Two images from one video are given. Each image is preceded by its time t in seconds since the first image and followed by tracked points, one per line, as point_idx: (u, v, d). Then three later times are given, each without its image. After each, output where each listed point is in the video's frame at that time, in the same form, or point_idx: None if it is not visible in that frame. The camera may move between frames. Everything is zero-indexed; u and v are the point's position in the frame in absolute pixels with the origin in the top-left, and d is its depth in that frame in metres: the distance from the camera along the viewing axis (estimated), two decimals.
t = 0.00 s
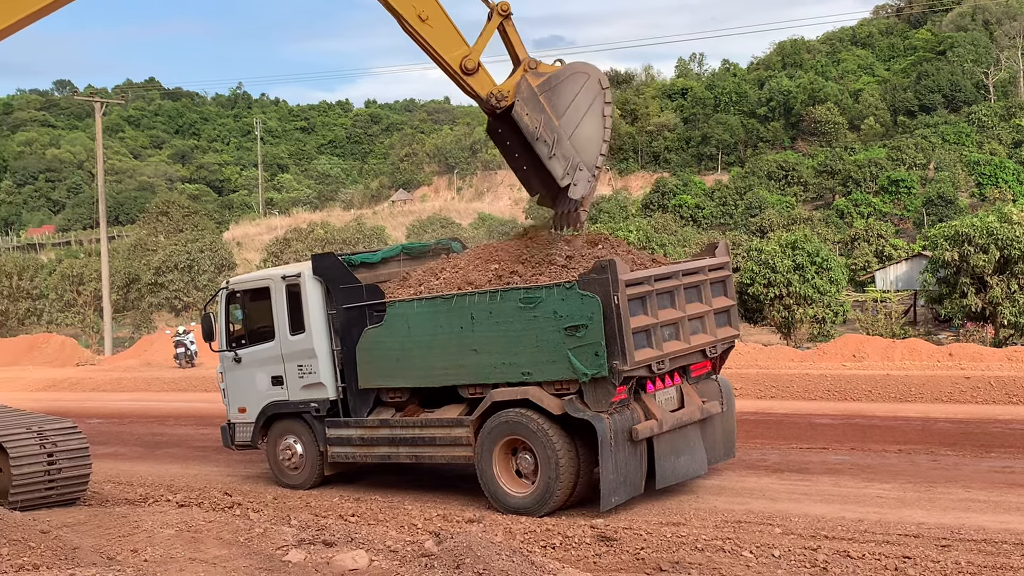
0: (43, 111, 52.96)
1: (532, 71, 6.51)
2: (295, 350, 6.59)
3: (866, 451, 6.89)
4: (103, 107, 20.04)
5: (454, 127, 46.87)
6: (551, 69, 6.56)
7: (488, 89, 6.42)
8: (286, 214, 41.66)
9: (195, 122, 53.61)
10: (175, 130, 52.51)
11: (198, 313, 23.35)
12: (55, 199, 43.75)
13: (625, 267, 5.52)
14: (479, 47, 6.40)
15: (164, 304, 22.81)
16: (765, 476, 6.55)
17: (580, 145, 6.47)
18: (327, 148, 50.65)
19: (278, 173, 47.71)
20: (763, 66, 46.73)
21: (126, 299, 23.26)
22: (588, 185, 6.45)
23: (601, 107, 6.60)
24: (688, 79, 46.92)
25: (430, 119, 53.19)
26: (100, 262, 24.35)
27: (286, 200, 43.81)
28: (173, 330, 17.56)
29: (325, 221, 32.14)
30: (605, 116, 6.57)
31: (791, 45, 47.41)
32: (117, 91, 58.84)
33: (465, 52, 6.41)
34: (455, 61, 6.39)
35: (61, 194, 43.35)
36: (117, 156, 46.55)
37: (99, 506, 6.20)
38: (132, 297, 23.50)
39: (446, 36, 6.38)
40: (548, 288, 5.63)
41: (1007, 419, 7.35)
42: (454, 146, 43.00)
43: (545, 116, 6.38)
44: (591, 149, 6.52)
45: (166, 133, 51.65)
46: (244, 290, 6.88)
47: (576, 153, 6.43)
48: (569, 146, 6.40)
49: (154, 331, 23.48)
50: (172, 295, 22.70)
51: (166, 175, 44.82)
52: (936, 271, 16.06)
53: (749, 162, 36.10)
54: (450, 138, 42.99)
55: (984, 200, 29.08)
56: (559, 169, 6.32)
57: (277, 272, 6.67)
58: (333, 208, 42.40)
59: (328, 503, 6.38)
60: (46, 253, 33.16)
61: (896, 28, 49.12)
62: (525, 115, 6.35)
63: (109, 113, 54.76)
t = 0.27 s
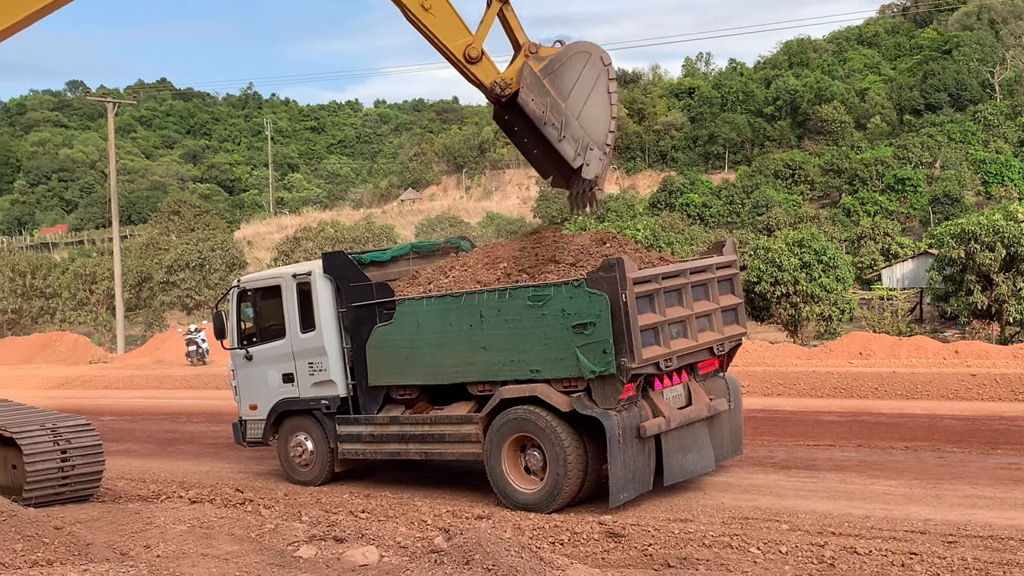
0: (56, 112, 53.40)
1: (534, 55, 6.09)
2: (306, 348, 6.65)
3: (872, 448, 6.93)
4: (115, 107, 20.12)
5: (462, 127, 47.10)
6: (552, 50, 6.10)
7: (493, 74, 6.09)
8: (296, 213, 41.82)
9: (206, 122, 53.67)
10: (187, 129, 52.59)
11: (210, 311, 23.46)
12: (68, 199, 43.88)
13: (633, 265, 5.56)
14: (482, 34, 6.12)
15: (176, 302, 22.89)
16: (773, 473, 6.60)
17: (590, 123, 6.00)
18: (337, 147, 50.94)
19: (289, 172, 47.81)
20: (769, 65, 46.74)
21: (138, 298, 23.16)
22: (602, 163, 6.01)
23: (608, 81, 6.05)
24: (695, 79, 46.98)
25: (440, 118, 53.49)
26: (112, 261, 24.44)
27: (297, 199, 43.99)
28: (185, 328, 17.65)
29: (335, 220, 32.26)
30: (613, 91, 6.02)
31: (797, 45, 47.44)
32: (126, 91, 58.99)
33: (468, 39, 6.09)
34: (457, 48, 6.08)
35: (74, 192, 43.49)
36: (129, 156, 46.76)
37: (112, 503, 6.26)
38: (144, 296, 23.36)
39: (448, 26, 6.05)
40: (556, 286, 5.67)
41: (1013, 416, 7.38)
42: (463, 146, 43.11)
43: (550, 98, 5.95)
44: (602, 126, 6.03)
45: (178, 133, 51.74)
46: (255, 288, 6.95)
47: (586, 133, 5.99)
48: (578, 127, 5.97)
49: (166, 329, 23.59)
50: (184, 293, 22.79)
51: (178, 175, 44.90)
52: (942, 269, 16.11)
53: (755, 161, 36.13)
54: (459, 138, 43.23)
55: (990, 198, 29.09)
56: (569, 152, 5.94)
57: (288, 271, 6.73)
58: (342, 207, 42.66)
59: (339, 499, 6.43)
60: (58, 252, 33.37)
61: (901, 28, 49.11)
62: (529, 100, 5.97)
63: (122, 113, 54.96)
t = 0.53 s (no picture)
0: (71, 113, 53.98)
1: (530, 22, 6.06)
2: (317, 346, 6.72)
3: (879, 444, 6.97)
4: (129, 108, 20.24)
5: (471, 127, 47.24)
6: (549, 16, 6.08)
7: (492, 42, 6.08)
8: (306, 212, 41.99)
9: (219, 123, 53.91)
10: (200, 130, 52.74)
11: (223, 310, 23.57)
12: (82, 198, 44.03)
13: (641, 263, 5.60)
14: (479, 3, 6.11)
15: (189, 300, 23.01)
16: (781, 469, 6.64)
17: (590, 90, 6.04)
18: (348, 148, 51.32)
19: (300, 172, 47.98)
20: (776, 65, 46.80)
21: (151, 296, 23.59)
22: (604, 129, 6.07)
23: (607, 48, 6.09)
24: (702, 79, 47.03)
25: (449, 118, 53.74)
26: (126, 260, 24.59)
27: (308, 198, 44.14)
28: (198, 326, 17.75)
29: (346, 220, 32.37)
30: (613, 58, 6.08)
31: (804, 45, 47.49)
32: (139, 93, 59.34)
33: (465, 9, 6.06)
34: (456, 19, 6.07)
35: (87, 192, 43.73)
36: (142, 156, 46.98)
37: (126, 499, 6.33)
38: (157, 294, 23.56)
39: None
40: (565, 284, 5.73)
41: (1020, 413, 7.41)
42: (472, 146, 43.27)
43: (550, 66, 5.95)
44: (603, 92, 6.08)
45: (190, 134, 51.90)
46: (268, 287, 7.02)
47: (587, 99, 6.02)
48: (579, 94, 5.99)
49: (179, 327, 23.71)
50: (197, 292, 22.90)
51: (191, 175, 45.05)
52: (949, 267, 16.14)
53: (763, 160, 36.17)
54: (468, 137, 43.41)
55: (996, 196, 29.05)
56: (572, 118, 5.96)
57: (299, 269, 6.80)
58: (353, 206, 42.86)
59: (350, 495, 6.50)
60: (72, 250, 33.63)
61: (908, 28, 49.06)
62: (529, 69, 5.95)
63: (135, 114, 55.25)
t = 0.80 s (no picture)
0: (84, 116, 54.42)
1: None
2: (328, 346, 6.79)
3: (886, 444, 7.01)
4: (142, 111, 20.37)
5: (480, 130, 47.39)
6: None
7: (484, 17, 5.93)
8: (317, 214, 42.19)
9: (230, 126, 54.22)
10: (211, 134, 53.01)
11: (235, 312, 23.68)
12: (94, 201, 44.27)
13: (649, 265, 5.65)
14: None
15: (201, 302, 23.14)
16: (789, 469, 6.69)
17: (585, 66, 5.90)
18: (359, 150, 51.89)
19: (310, 175, 48.48)
20: (783, 68, 46.85)
21: (165, 298, 23.41)
22: (600, 106, 5.92)
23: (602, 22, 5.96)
24: (709, 81, 47.14)
25: (458, 121, 54.04)
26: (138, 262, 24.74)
27: (319, 201, 44.35)
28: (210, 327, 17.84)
29: (357, 222, 32.52)
30: (609, 32, 5.95)
31: (811, 47, 47.56)
32: (149, 96, 59.66)
33: None
34: None
35: (100, 194, 43.94)
36: (154, 159, 47.21)
37: (140, 498, 6.40)
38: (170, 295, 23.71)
39: None
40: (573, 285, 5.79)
41: None
42: (481, 148, 43.39)
43: (544, 42, 5.83)
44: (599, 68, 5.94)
45: (203, 137, 52.17)
46: (279, 288, 7.09)
47: (582, 75, 5.89)
48: (574, 70, 5.85)
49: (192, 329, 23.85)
50: (209, 293, 23.02)
51: (203, 177, 45.27)
52: (955, 268, 16.20)
53: (770, 162, 36.22)
54: (477, 140, 43.57)
55: (1002, 197, 29.06)
56: (566, 95, 5.81)
57: (311, 271, 6.87)
58: (363, 208, 43.03)
59: (361, 495, 6.56)
60: (85, 252, 33.85)
61: (914, 30, 49.05)
62: (521, 45, 5.81)
63: (149, 117, 55.55)
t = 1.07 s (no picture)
0: (98, 121, 54.87)
1: None
2: (340, 348, 6.86)
3: (894, 445, 7.04)
4: (156, 116, 20.52)
5: (490, 134, 47.56)
6: None
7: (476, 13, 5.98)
8: (328, 217, 42.36)
9: (244, 130, 54.66)
10: (224, 138, 53.56)
11: (247, 314, 23.78)
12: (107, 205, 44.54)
13: (658, 267, 5.68)
14: None
15: (214, 304, 23.26)
16: (797, 470, 6.73)
17: (576, 67, 5.84)
18: (370, 154, 52.90)
19: (323, 178, 49.35)
20: (790, 71, 46.84)
21: (179, 300, 23.71)
22: (589, 110, 5.85)
23: (596, 24, 5.88)
24: (717, 85, 47.20)
25: (467, 125, 54.18)
26: (152, 265, 24.92)
27: (330, 204, 44.53)
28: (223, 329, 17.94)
29: (368, 225, 32.65)
30: (602, 35, 5.87)
31: (818, 51, 47.58)
32: (161, 101, 60.03)
33: None
34: None
35: (114, 198, 44.07)
36: (168, 162, 47.50)
37: (154, 498, 6.47)
38: (183, 298, 23.86)
39: None
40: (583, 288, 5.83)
41: None
42: (490, 151, 43.54)
43: (534, 42, 5.81)
44: (590, 71, 5.86)
45: (215, 141, 52.51)
46: (291, 290, 7.16)
47: (573, 77, 5.82)
48: (563, 72, 5.80)
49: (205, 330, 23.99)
50: (222, 296, 23.14)
51: (216, 181, 45.54)
52: (962, 269, 16.20)
53: (777, 165, 36.23)
54: (487, 143, 43.69)
55: (1010, 200, 28.98)
56: (554, 96, 5.76)
57: (323, 274, 6.94)
58: (374, 211, 43.19)
59: (372, 495, 6.62)
60: (98, 255, 34.04)
61: (921, 34, 48.95)
62: (510, 44, 5.81)
63: (163, 122, 55.89)
